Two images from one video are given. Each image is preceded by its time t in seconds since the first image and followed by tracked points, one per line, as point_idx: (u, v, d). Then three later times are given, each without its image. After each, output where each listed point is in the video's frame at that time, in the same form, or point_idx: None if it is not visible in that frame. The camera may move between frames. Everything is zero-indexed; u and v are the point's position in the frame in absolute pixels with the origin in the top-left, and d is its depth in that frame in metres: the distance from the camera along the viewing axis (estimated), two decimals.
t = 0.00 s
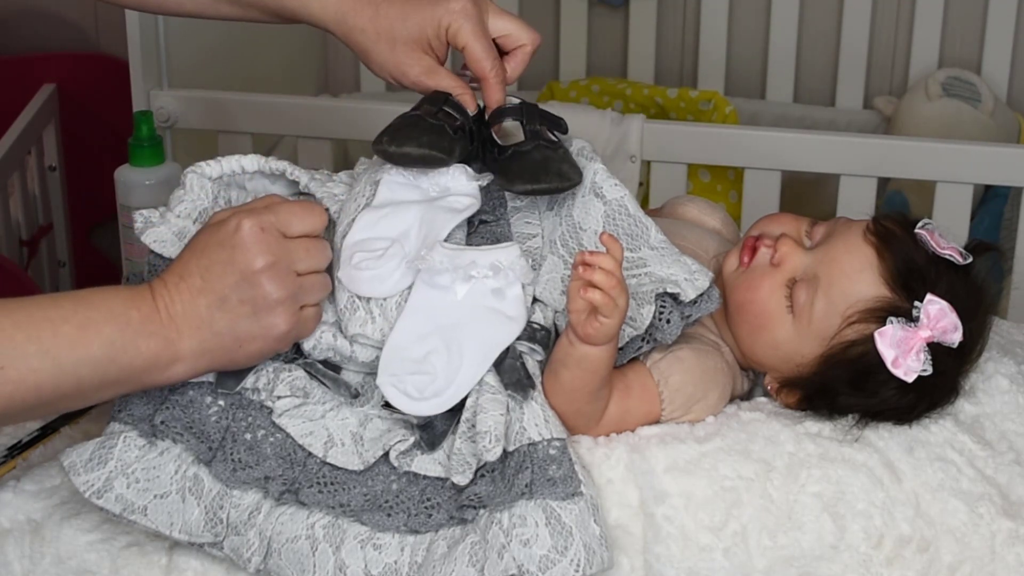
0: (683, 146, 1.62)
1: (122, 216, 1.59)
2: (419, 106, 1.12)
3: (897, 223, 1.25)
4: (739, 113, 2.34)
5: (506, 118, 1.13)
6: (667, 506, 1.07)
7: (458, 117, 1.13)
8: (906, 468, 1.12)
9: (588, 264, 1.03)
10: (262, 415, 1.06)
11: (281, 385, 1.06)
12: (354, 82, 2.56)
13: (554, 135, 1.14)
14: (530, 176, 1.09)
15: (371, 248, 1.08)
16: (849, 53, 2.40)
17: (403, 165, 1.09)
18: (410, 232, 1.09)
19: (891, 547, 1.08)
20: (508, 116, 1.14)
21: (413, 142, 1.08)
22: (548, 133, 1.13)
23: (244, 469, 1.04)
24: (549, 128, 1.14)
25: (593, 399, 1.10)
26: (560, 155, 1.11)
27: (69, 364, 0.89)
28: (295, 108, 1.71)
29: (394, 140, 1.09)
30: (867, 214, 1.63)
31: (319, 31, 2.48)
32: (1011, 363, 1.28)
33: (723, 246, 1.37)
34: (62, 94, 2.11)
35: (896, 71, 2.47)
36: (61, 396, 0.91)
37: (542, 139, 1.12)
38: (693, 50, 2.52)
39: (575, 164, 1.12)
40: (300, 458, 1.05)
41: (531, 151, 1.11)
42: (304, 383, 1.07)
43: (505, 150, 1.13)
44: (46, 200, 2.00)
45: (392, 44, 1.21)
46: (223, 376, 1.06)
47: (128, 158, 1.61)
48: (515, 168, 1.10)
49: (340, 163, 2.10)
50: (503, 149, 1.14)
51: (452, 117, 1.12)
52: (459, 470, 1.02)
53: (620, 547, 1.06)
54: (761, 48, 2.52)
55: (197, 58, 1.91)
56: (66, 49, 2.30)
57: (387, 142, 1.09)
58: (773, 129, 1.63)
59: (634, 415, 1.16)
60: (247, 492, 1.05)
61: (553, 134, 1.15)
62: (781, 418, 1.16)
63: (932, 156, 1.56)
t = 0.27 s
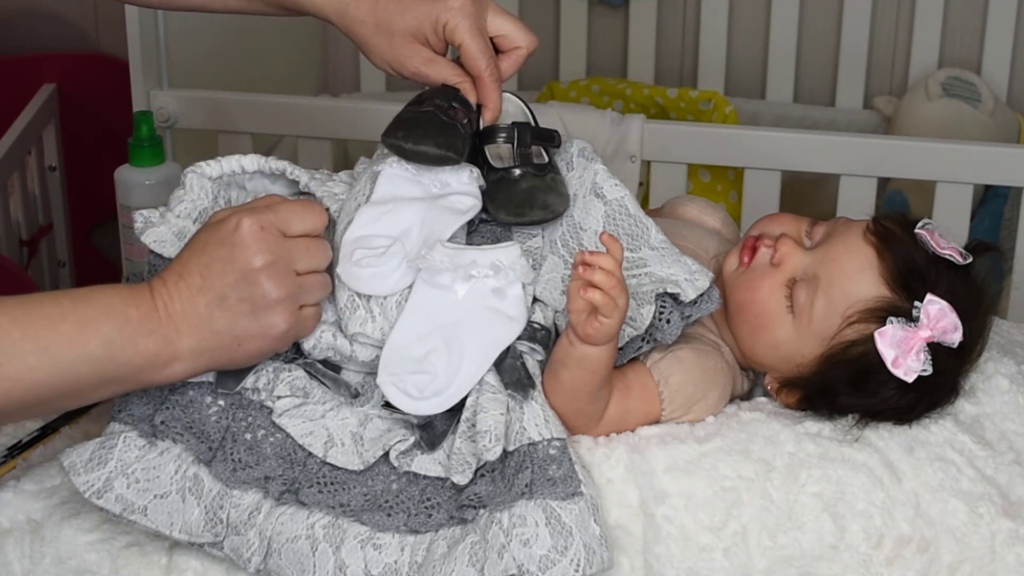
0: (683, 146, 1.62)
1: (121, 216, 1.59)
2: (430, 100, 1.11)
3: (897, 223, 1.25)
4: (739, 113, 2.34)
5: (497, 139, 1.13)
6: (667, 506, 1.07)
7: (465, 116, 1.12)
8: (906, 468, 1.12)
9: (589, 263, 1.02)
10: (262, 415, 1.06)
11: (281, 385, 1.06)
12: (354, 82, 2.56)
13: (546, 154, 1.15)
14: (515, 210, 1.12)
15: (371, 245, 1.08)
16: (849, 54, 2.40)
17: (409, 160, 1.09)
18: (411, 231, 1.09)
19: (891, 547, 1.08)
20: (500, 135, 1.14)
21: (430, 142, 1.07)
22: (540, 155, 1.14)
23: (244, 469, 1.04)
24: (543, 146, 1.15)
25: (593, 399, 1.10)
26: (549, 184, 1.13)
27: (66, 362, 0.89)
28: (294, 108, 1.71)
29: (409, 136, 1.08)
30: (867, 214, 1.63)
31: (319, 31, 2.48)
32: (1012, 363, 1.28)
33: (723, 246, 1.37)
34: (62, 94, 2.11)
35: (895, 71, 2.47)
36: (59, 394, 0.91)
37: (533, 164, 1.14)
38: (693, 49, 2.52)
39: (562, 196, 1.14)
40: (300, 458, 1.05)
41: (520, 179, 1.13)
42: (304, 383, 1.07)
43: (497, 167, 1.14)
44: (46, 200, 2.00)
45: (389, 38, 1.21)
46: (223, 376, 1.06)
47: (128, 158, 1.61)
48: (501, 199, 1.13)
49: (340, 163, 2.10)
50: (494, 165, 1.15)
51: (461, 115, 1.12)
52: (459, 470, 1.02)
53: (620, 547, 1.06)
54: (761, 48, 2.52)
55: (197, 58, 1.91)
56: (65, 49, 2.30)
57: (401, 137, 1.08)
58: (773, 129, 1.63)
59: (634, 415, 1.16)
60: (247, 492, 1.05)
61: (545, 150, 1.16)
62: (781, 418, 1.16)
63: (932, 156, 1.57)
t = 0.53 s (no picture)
0: (683, 147, 1.62)
1: (122, 216, 1.59)
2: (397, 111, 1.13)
3: (897, 223, 1.25)
4: (739, 113, 2.34)
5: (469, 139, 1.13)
6: (667, 506, 1.07)
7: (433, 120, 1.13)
8: (906, 468, 1.12)
9: (588, 264, 1.03)
10: (262, 415, 1.06)
11: (281, 385, 1.06)
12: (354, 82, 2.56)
13: (517, 147, 1.15)
14: (492, 208, 1.12)
15: (359, 265, 1.08)
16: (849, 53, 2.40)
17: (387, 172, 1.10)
18: (395, 243, 1.09)
19: (891, 547, 1.08)
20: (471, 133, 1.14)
21: (398, 151, 1.09)
22: (511, 148, 1.14)
23: (244, 469, 1.04)
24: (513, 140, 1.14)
25: (593, 399, 1.10)
26: (523, 178, 1.13)
27: (61, 360, 0.89)
28: (294, 108, 1.71)
29: (377, 148, 1.09)
30: (867, 214, 1.63)
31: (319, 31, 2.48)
32: (1012, 363, 1.28)
33: (723, 246, 1.37)
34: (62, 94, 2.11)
35: (895, 72, 2.47)
36: (55, 392, 0.91)
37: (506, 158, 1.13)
38: (693, 49, 2.52)
39: (538, 187, 1.14)
40: (300, 458, 1.05)
41: (493, 176, 1.12)
42: (304, 384, 1.07)
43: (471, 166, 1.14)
44: (46, 200, 2.00)
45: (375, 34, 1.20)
46: (223, 376, 1.06)
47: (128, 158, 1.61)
48: (477, 198, 1.12)
49: (340, 164, 2.10)
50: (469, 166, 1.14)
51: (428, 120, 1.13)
52: (459, 471, 1.02)
53: (620, 547, 1.06)
54: (761, 49, 2.52)
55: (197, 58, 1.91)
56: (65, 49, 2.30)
57: (371, 150, 1.09)
58: (773, 129, 1.63)
59: (634, 415, 1.16)
60: (247, 492, 1.05)
61: (516, 143, 1.15)
62: (781, 418, 1.16)
63: (932, 156, 1.56)
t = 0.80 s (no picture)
0: (683, 147, 1.62)
1: (122, 215, 1.59)
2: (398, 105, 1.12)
3: (897, 223, 1.25)
4: (739, 113, 2.34)
5: (484, 144, 1.16)
6: (667, 506, 1.07)
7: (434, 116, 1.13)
8: (906, 468, 1.12)
9: (589, 264, 1.03)
10: (262, 415, 1.06)
11: (281, 385, 1.06)
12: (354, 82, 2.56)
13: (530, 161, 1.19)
14: (498, 217, 1.15)
15: (359, 261, 1.08)
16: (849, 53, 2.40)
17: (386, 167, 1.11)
18: (397, 239, 1.09)
19: (891, 547, 1.08)
20: (487, 139, 1.16)
21: (401, 142, 1.09)
22: (525, 161, 1.18)
23: (244, 469, 1.04)
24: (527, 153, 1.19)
25: (593, 399, 1.10)
26: (534, 190, 1.16)
27: (71, 341, 0.87)
28: (293, 109, 1.71)
29: (379, 142, 1.09)
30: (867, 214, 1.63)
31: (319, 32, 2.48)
32: (1011, 363, 1.28)
33: (723, 246, 1.37)
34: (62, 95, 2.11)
35: (895, 72, 2.48)
36: (67, 374, 0.89)
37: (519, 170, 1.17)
38: (693, 49, 2.52)
39: (547, 203, 1.17)
40: (300, 458, 1.05)
41: (506, 187, 1.15)
42: (304, 383, 1.07)
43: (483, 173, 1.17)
44: (46, 200, 2.00)
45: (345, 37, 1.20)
46: (223, 376, 1.06)
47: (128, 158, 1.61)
48: (485, 204, 1.15)
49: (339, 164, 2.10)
50: (479, 173, 1.17)
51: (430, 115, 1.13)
52: (459, 471, 1.02)
53: (620, 547, 1.06)
54: (761, 49, 2.52)
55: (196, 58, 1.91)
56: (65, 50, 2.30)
57: (372, 145, 1.10)
58: (773, 129, 1.63)
59: (634, 415, 1.16)
60: (247, 492, 1.05)
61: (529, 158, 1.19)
62: (781, 418, 1.16)
63: (932, 156, 1.56)
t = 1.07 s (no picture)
0: (683, 147, 1.62)
1: (121, 216, 1.58)
2: (394, 109, 1.21)
3: (897, 223, 1.25)
4: (739, 113, 2.34)
5: (484, 144, 1.20)
6: (667, 506, 1.07)
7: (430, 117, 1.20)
8: (906, 468, 1.12)
9: (589, 264, 1.03)
10: (262, 415, 1.06)
11: (281, 385, 1.07)
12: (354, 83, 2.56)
13: (530, 161, 1.21)
14: (499, 216, 1.15)
15: (359, 262, 1.09)
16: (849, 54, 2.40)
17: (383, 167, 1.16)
18: (396, 240, 1.09)
19: (891, 547, 1.08)
20: (487, 139, 1.20)
21: (397, 142, 1.15)
22: (525, 161, 1.21)
23: (244, 469, 1.04)
24: (526, 154, 1.22)
25: (593, 399, 1.10)
26: (536, 189, 1.17)
27: (57, 330, 0.88)
28: (294, 108, 1.71)
29: (377, 142, 1.15)
30: (867, 214, 1.63)
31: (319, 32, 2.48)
32: (1012, 363, 1.28)
33: (723, 246, 1.37)
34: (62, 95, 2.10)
35: (895, 72, 2.47)
36: (54, 363, 0.90)
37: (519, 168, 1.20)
38: (693, 50, 2.52)
39: (546, 203, 1.17)
40: (300, 458, 1.05)
41: (506, 187, 1.16)
42: (304, 384, 1.07)
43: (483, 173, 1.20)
44: (46, 200, 2.00)
45: None
46: (223, 376, 1.06)
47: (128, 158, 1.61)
48: (486, 204, 1.16)
49: (339, 164, 2.10)
50: (479, 173, 1.19)
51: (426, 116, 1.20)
52: (459, 471, 1.02)
53: (620, 547, 1.06)
54: (761, 49, 2.52)
55: (197, 58, 1.91)
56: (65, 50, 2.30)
57: (371, 145, 1.15)
58: (773, 129, 1.63)
59: (634, 415, 1.16)
60: (247, 492, 1.05)
61: (530, 160, 1.21)
62: (781, 418, 1.16)
63: (931, 156, 1.56)
